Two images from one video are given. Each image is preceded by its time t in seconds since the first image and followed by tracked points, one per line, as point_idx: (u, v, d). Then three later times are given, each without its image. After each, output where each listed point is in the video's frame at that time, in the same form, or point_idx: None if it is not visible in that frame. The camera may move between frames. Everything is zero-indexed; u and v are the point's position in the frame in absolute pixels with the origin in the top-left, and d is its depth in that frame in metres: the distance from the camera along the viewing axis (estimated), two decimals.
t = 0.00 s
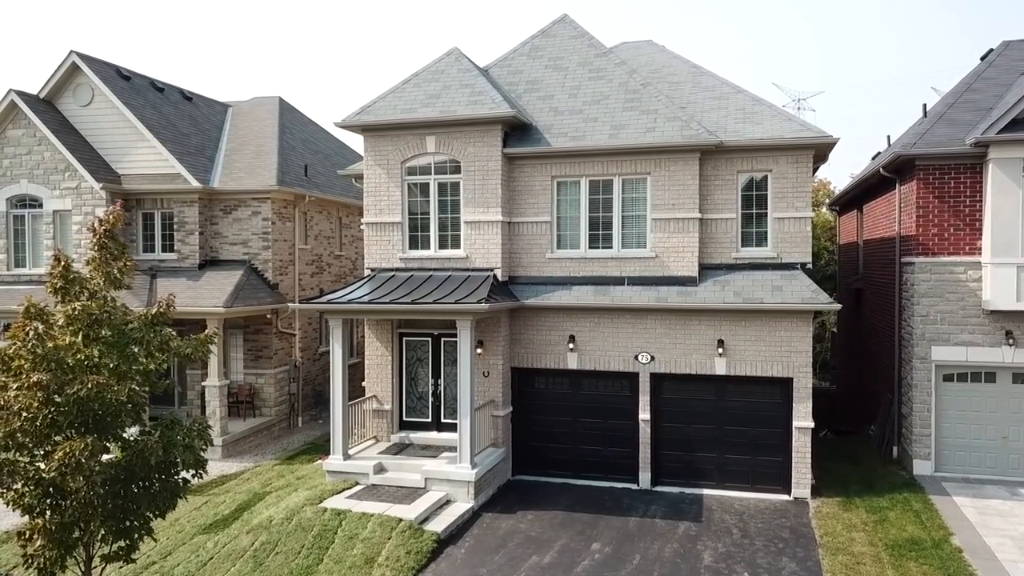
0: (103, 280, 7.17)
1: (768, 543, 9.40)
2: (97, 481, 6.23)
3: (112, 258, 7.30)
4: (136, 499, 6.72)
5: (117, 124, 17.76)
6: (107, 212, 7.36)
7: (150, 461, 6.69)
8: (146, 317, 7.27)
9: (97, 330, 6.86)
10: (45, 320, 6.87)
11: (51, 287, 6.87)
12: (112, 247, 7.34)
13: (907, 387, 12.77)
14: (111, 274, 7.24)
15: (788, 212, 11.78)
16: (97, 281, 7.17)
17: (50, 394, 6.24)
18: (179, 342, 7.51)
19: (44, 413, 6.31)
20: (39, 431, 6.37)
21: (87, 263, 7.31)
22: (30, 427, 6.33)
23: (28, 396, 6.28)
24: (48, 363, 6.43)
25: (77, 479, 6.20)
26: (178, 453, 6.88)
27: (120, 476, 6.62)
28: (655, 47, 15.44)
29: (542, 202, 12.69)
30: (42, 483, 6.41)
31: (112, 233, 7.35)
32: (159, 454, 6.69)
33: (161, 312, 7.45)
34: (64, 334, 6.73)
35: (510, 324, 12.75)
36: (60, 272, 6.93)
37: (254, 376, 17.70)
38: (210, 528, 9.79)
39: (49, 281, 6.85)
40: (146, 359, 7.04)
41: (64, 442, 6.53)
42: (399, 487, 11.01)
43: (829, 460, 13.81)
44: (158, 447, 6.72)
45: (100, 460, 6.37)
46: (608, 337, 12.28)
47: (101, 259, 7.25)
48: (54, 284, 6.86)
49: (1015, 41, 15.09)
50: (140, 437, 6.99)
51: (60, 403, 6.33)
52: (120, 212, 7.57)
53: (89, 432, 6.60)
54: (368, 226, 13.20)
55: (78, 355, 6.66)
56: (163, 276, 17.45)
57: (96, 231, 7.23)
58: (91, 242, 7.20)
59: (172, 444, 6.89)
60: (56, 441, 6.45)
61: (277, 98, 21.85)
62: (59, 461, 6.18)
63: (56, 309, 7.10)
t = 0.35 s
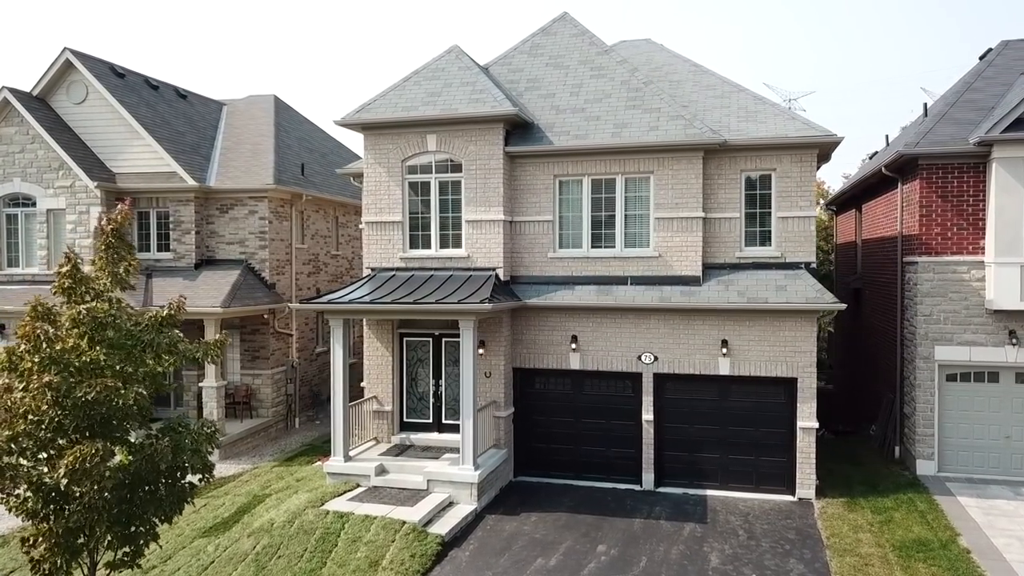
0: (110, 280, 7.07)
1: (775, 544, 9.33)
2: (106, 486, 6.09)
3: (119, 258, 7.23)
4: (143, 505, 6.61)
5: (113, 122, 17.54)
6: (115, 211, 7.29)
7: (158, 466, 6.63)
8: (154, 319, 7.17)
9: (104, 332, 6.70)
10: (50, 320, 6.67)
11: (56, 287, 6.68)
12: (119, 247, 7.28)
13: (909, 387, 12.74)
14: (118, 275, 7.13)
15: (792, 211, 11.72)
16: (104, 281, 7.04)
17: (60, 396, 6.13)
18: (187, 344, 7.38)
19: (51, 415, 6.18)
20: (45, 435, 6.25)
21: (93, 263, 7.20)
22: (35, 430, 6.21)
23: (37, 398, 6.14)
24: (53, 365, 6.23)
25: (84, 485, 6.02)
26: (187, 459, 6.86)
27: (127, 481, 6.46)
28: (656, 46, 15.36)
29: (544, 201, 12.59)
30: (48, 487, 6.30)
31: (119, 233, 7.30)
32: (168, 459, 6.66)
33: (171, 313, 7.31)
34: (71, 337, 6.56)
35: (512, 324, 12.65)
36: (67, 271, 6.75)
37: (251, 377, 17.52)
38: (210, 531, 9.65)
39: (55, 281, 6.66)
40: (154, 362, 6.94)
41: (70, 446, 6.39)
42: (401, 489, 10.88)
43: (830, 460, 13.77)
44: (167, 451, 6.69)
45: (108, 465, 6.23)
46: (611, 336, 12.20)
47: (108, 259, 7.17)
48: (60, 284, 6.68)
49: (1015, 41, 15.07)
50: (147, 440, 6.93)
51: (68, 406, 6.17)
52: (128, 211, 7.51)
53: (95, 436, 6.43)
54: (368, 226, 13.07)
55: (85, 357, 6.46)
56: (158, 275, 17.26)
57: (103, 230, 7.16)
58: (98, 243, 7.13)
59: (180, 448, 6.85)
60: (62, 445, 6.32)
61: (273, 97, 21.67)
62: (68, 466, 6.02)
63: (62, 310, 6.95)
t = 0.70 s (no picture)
0: (111, 280, 6.86)
1: (777, 546, 9.26)
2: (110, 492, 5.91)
3: (121, 258, 7.04)
4: (144, 512, 6.49)
5: (103, 120, 17.28)
6: (117, 209, 7.08)
7: (161, 471, 6.46)
8: (157, 321, 6.97)
9: (108, 332, 6.58)
10: (53, 319, 6.55)
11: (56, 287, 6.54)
12: (121, 246, 7.09)
13: (907, 386, 12.74)
14: (120, 275, 6.93)
15: (791, 211, 11.68)
16: (106, 282, 6.85)
17: (67, 396, 5.97)
18: (190, 345, 7.21)
19: (55, 417, 6.03)
20: (47, 438, 6.11)
21: (94, 263, 7.01)
22: (39, 433, 6.11)
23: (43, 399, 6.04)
24: (53, 365, 6.09)
25: (87, 491, 5.86)
26: (191, 464, 6.70)
27: (129, 486, 6.34)
28: (652, 45, 15.30)
29: (542, 200, 12.50)
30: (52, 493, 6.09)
31: (122, 231, 7.10)
32: (172, 463, 6.48)
33: (176, 313, 7.15)
34: (73, 336, 6.42)
35: (509, 324, 12.54)
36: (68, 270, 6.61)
37: (244, 378, 17.30)
38: (205, 535, 9.46)
39: (56, 280, 6.52)
40: (156, 363, 6.78)
41: (73, 451, 6.22)
42: (400, 492, 10.73)
43: (827, 460, 13.77)
44: (171, 455, 6.51)
45: (111, 471, 6.02)
46: (610, 336, 12.12)
47: (109, 259, 6.97)
48: (61, 284, 6.52)
49: (1008, 41, 15.12)
50: (149, 445, 6.78)
51: (73, 409, 6.05)
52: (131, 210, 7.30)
53: (96, 439, 6.26)
54: (364, 225, 12.92)
55: (88, 358, 6.38)
56: (149, 275, 17.00)
57: (104, 229, 6.96)
58: (99, 242, 6.93)
59: (184, 452, 6.68)
60: (65, 449, 6.17)
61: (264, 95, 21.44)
62: (72, 469, 5.83)
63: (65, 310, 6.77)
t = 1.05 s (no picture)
0: (110, 281, 6.62)
1: (778, 547, 9.16)
2: (110, 502, 5.72)
3: (119, 260, 6.79)
4: (144, 520, 6.33)
5: (90, 118, 16.98)
6: (116, 209, 6.84)
7: (161, 478, 6.27)
8: (156, 324, 6.77)
9: (108, 336, 6.40)
10: (52, 322, 6.34)
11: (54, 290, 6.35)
12: (119, 247, 6.82)
13: (903, 387, 12.75)
14: (119, 277, 6.69)
15: (790, 211, 11.65)
16: (104, 283, 6.62)
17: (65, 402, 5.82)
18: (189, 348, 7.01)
19: (52, 425, 5.90)
20: (44, 446, 5.97)
21: (92, 264, 6.78)
22: (36, 440, 5.95)
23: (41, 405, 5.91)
24: (55, 372, 6.05)
25: (87, 500, 5.68)
26: (191, 469, 6.51)
27: (128, 494, 6.17)
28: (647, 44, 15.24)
29: (539, 200, 12.38)
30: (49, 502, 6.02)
31: (119, 232, 6.83)
32: (173, 471, 6.28)
33: (176, 315, 6.97)
34: (73, 339, 6.23)
35: (506, 325, 12.41)
36: (66, 272, 6.39)
37: (235, 380, 17.05)
38: (199, 541, 9.26)
39: (53, 282, 6.32)
40: (154, 366, 6.57)
41: (71, 458, 6.11)
42: (396, 495, 10.55)
43: (823, 460, 13.75)
44: (172, 462, 6.31)
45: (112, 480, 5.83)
46: (608, 337, 12.02)
47: (107, 259, 6.72)
48: (58, 286, 6.33)
49: (1000, 42, 15.18)
50: (147, 451, 6.58)
51: (71, 414, 5.93)
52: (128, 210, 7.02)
53: (96, 446, 6.19)
54: (358, 225, 12.74)
55: (87, 361, 6.22)
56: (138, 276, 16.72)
57: (101, 230, 6.70)
58: (96, 243, 6.68)
59: (183, 458, 6.49)
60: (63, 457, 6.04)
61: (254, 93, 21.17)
62: (72, 476, 5.67)
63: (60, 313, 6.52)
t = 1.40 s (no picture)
0: (106, 283, 6.50)
1: (778, 550, 8.97)
2: (113, 510, 5.59)
3: (115, 262, 6.65)
4: (143, 530, 6.23)
5: (76, 116, 16.67)
6: (111, 210, 6.68)
7: (163, 486, 6.21)
8: (157, 327, 6.64)
9: (106, 340, 6.29)
10: (46, 328, 6.03)
11: (50, 293, 6.23)
12: (116, 249, 6.68)
13: (898, 387, 12.76)
14: (116, 279, 6.57)
15: (787, 212, 11.63)
16: (101, 286, 6.50)
17: (63, 411, 5.61)
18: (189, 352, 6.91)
19: (48, 434, 5.68)
20: (39, 455, 5.74)
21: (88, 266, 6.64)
22: (31, 449, 5.71)
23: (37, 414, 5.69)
24: (50, 380, 5.85)
25: (88, 509, 5.51)
26: (192, 477, 6.40)
27: (128, 504, 6.09)
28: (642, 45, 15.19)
29: (535, 200, 12.28)
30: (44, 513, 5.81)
31: (115, 234, 6.70)
32: (173, 479, 6.21)
33: (177, 318, 6.82)
34: (68, 346, 6.06)
35: (502, 326, 12.29)
36: (62, 275, 6.27)
37: (224, 382, 16.81)
38: (190, 547, 9.06)
39: (49, 285, 6.20)
40: (153, 371, 6.46)
41: (68, 468, 5.89)
42: (391, 499, 10.39)
43: (818, 461, 13.73)
44: (173, 469, 6.25)
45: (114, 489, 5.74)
46: (604, 338, 11.94)
47: (104, 261, 6.59)
48: (55, 289, 6.22)
49: (990, 44, 15.26)
50: (146, 459, 6.47)
51: (68, 423, 5.71)
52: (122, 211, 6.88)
53: (93, 454, 6.02)
54: (351, 226, 12.57)
55: (83, 369, 6.04)
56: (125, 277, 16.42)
57: (97, 232, 6.56)
58: (92, 245, 6.54)
59: (184, 465, 6.40)
60: (61, 467, 5.83)
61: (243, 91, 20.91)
62: (73, 485, 5.49)
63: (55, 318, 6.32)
